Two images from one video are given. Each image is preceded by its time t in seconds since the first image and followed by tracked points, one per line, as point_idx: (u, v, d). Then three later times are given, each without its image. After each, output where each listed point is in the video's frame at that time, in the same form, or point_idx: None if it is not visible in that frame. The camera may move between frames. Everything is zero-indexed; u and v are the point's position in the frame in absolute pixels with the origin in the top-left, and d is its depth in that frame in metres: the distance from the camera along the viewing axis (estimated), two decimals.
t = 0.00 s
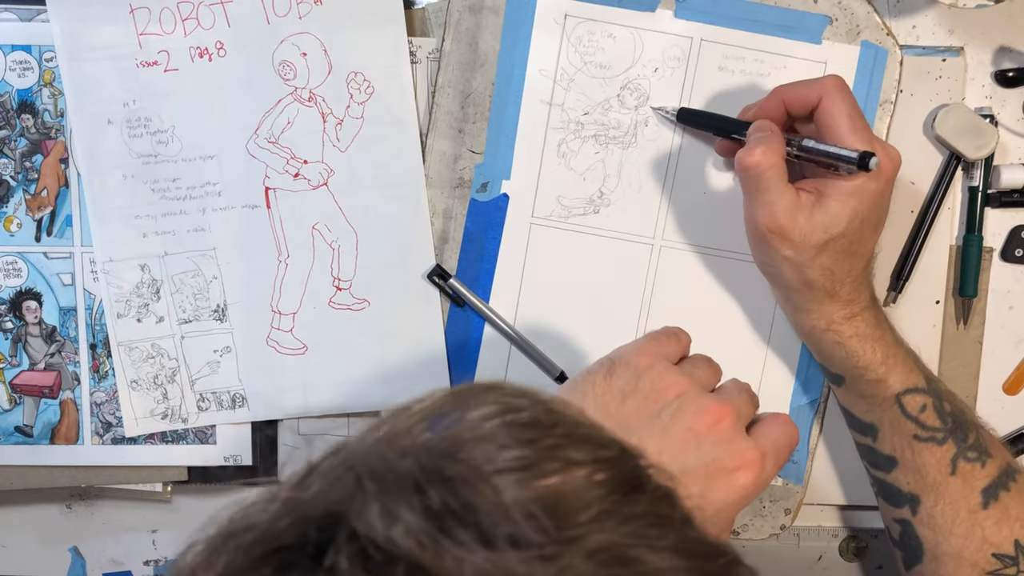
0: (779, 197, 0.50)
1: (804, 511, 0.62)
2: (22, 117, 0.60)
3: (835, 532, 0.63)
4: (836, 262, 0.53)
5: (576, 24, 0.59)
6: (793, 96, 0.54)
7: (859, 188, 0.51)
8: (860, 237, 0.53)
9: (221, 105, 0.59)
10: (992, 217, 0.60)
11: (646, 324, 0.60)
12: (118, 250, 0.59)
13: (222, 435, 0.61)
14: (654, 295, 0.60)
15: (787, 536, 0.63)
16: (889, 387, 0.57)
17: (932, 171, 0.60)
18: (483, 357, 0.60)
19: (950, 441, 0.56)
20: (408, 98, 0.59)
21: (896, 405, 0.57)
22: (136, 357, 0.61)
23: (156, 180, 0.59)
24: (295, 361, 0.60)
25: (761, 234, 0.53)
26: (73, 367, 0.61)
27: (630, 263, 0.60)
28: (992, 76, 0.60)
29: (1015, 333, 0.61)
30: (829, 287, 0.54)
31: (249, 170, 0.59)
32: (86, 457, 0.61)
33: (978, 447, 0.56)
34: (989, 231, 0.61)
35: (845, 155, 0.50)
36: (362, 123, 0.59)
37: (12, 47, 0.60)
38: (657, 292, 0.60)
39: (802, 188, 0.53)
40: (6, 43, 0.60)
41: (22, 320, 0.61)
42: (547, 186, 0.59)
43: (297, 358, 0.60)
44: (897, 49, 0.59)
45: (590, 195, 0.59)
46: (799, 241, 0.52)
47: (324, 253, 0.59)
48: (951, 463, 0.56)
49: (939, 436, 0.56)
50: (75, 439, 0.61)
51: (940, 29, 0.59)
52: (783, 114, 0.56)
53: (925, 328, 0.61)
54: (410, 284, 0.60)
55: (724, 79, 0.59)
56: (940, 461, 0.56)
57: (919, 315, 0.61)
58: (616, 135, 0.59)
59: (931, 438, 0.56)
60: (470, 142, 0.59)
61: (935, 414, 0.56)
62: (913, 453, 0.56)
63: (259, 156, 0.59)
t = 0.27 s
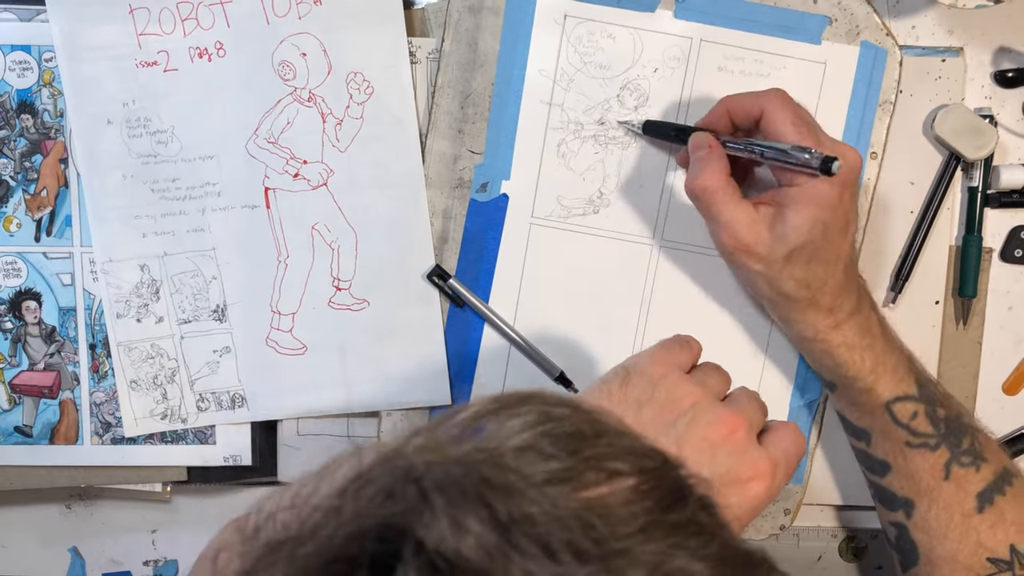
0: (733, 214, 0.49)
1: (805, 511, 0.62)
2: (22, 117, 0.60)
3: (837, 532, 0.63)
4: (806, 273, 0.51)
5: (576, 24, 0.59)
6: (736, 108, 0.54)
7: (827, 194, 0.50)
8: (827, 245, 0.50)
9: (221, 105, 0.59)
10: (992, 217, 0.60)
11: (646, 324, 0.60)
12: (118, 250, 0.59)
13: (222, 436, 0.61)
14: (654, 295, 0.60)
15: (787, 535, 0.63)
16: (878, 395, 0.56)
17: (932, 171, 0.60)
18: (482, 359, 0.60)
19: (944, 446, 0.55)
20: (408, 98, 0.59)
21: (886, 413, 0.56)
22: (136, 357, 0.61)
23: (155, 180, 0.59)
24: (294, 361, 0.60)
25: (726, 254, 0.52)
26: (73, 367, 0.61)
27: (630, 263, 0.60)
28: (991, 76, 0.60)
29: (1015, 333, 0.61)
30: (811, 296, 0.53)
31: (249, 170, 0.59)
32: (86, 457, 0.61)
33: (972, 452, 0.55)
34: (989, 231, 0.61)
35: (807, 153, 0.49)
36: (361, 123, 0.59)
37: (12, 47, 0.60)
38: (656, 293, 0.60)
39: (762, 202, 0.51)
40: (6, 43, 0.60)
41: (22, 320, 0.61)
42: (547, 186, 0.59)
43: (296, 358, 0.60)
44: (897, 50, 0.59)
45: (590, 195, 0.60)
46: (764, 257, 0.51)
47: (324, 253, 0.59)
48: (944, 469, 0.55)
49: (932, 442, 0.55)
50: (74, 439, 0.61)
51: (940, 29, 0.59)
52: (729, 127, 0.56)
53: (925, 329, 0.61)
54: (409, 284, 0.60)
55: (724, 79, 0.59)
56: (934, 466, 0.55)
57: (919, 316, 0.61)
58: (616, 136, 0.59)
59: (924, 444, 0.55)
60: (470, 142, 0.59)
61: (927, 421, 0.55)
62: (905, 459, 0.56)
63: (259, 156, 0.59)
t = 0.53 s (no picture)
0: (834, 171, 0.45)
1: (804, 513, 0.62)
2: (21, 117, 0.60)
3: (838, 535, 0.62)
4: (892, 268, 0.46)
5: (580, 23, 0.59)
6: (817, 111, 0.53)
7: (892, 210, 0.45)
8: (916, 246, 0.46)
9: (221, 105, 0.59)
10: (993, 217, 0.60)
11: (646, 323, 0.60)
12: (117, 250, 0.59)
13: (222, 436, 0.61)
14: (654, 295, 0.60)
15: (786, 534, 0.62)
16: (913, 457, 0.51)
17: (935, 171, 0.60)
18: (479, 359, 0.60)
19: (969, 518, 0.51)
20: (408, 99, 0.59)
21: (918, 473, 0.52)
22: (134, 358, 0.60)
23: (154, 180, 0.59)
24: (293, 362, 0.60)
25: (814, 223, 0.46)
26: (72, 367, 0.61)
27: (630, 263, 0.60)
28: (997, 71, 0.60)
29: (1015, 333, 0.61)
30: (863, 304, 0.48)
31: (248, 170, 0.59)
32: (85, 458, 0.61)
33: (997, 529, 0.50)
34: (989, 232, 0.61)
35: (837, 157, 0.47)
36: (360, 123, 0.59)
37: (11, 47, 0.60)
38: (656, 293, 0.60)
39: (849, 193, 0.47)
40: (6, 43, 0.60)
41: (22, 321, 0.61)
42: (548, 185, 0.59)
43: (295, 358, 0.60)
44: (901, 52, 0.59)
45: (591, 194, 0.59)
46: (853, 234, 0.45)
47: (323, 253, 0.59)
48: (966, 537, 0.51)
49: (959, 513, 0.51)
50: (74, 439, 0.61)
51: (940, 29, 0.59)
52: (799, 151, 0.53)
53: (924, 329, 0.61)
54: (410, 284, 0.60)
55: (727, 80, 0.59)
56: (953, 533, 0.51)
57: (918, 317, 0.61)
58: (617, 135, 0.59)
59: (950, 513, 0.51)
60: (472, 139, 0.59)
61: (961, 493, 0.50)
62: (927, 520, 0.52)
63: (258, 156, 0.59)
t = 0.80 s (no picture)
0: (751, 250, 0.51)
1: (813, 514, 0.61)
2: (22, 117, 0.60)
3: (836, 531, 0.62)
4: (822, 313, 0.52)
5: (552, 32, 0.59)
6: (755, 158, 0.55)
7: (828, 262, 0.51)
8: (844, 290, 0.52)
9: (221, 107, 0.59)
10: (993, 218, 0.60)
11: (645, 328, 0.60)
12: (117, 252, 0.59)
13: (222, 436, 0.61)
14: (653, 299, 0.60)
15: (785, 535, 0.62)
16: (871, 441, 0.55)
17: (937, 172, 0.60)
18: (486, 370, 0.60)
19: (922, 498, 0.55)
20: (408, 100, 0.59)
21: (874, 458, 0.56)
22: (134, 359, 0.61)
23: (154, 182, 0.59)
24: (292, 363, 0.60)
25: (746, 294, 0.52)
26: (73, 368, 0.61)
27: (628, 266, 0.60)
28: (996, 73, 0.60)
29: (1015, 334, 0.61)
30: (817, 336, 0.53)
31: (248, 172, 0.59)
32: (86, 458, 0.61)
33: (948, 505, 0.55)
34: (990, 232, 0.60)
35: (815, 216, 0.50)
36: (359, 124, 0.59)
37: (12, 48, 0.60)
38: (654, 296, 0.60)
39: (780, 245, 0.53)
40: (6, 43, 0.60)
41: (22, 321, 0.61)
42: (535, 195, 0.59)
43: (294, 360, 0.60)
44: (875, 28, 0.59)
45: (582, 200, 0.59)
46: (783, 297, 0.51)
47: (322, 255, 0.59)
48: (920, 518, 0.54)
49: (911, 492, 0.55)
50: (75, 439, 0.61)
51: (941, 29, 0.59)
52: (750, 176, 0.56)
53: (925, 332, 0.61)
54: (410, 287, 0.60)
55: (707, 72, 0.59)
56: (911, 516, 0.55)
57: (918, 319, 0.61)
58: (601, 140, 0.59)
59: (905, 492, 0.55)
60: (456, 158, 0.60)
61: (912, 469, 0.55)
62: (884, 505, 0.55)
63: (257, 158, 0.59)
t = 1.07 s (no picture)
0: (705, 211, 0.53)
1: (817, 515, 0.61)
2: (22, 117, 0.60)
3: (846, 534, 0.62)
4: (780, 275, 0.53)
5: (552, 31, 0.59)
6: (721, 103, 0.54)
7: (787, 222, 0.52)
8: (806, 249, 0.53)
9: (220, 107, 0.59)
10: (993, 218, 0.60)
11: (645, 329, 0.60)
12: (115, 252, 0.59)
13: (221, 436, 0.61)
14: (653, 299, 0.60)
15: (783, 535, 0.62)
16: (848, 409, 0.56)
17: (937, 173, 0.60)
18: (486, 373, 0.60)
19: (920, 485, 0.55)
20: (407, 100, 0.59)
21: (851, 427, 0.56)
22: (132, 359, 0.60)
23: (153, 181, 0.59)
24: (290, 364, 0.60)
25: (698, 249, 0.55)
26: (73, 368, 0.61)
27: (627, 266, 0.60)
28: (996, 72, 0.59)
29: (1015, 334, 0.61)
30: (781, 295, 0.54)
31: (247, 172, 0.59)
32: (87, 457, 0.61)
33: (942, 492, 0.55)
34: (991, 232, 0.60)
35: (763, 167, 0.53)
36: (359, 125, 0.59)
37: (12, 48, 0.60)
38: (654, 296, 0.60)
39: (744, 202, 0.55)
40: (6, 43, 0.60)
41: (22, 321, 0.61)
42: (535, 194, 0.59)
43: (292, 360, 0.60)
44: (875, 28, 0.58)
45: (581, 200, 0.59)
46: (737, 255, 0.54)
47: (320, 256, 0.59)
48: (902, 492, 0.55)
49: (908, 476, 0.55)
50: (75, 439, 0.61)
51: (941, 29, 0.59)
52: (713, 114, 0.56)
53: (925, 332, 0.61)
54: (410, 287, 0.60)
55: (705, 73, 0.59)
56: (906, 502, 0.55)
57: (919, 319, 0.61)
58: (599, 139, 0.59)
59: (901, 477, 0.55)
60: (456, 158, 0.59)
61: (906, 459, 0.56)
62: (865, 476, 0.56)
63: (256, 159, 0.59)
